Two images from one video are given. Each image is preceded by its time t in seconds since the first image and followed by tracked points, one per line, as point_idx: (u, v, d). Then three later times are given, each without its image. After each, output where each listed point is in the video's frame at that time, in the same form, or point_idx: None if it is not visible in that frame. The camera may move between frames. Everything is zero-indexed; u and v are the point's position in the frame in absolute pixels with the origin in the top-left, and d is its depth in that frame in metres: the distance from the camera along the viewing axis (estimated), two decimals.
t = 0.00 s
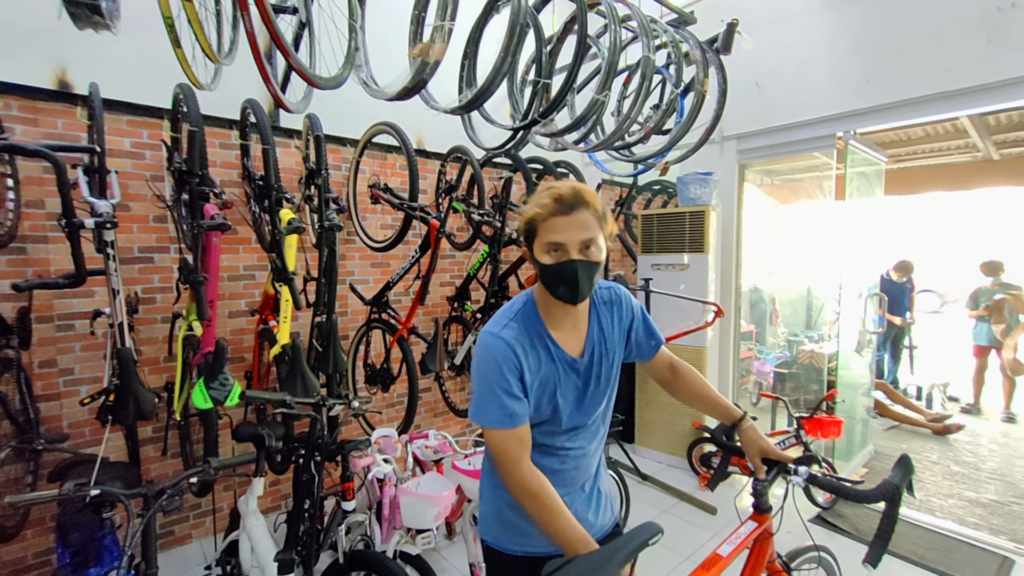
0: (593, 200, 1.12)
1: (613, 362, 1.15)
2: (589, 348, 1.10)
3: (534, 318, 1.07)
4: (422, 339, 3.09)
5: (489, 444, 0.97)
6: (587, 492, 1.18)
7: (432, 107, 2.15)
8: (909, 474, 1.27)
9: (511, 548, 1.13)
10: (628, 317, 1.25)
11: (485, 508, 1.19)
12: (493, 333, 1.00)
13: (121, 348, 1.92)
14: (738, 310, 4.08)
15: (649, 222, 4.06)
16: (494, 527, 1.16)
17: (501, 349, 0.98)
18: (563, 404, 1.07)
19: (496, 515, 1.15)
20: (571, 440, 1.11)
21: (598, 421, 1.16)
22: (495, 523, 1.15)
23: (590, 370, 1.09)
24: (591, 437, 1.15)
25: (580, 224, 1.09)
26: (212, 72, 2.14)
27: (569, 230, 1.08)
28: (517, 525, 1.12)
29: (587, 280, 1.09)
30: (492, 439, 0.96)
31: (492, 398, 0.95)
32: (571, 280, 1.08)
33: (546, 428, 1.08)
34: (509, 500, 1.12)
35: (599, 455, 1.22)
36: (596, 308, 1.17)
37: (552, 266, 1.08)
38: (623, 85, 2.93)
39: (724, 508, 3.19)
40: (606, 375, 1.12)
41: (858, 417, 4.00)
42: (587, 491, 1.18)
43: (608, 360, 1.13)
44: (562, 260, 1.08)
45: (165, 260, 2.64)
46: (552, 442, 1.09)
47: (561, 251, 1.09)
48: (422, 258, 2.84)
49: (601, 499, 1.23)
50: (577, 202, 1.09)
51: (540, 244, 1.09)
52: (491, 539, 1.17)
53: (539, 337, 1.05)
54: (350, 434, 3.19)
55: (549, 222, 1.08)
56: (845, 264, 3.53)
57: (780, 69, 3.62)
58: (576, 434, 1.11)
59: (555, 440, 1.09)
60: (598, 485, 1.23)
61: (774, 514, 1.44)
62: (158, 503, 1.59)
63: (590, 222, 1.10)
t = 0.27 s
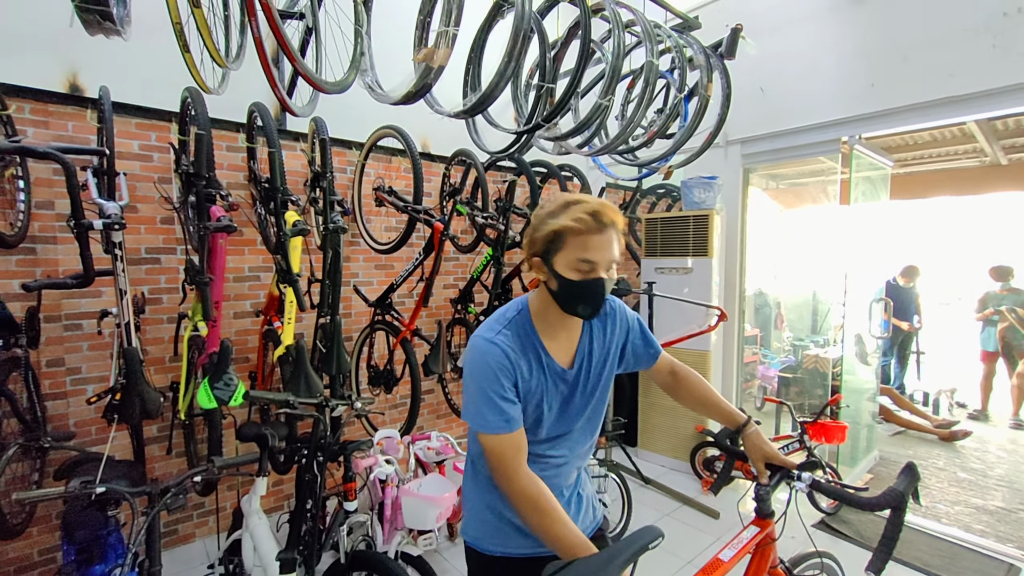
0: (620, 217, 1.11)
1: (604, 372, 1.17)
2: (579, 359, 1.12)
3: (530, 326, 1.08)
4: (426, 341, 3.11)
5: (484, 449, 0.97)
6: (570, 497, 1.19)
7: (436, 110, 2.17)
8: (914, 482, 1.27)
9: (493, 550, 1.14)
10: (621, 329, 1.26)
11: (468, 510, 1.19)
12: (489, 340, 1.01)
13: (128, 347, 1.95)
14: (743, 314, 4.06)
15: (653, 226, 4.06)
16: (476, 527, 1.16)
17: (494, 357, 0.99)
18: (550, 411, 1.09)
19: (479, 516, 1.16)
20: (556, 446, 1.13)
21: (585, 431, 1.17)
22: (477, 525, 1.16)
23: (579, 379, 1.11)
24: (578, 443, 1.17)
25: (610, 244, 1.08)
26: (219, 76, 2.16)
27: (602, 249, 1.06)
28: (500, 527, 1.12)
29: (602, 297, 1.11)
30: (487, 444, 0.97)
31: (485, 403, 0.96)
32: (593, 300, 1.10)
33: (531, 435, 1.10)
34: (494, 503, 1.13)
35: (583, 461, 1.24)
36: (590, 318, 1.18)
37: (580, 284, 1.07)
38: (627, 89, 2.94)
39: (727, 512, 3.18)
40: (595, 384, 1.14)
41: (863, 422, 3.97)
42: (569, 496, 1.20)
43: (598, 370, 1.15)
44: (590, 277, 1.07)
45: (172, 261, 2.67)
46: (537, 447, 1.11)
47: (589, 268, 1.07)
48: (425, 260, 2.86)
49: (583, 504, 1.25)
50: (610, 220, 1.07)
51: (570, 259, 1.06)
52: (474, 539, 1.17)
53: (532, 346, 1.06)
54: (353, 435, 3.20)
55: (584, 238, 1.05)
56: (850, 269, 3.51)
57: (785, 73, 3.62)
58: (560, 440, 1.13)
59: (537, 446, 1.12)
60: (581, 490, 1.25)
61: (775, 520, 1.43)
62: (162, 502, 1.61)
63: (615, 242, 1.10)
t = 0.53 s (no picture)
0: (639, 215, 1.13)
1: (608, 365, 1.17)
2: (583, 351, 1.13)
3: (535, 319, 1.08)
4: (440, 338, 3.13)
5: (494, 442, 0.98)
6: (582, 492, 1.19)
7: (446, 109, 2.18)
8: (938, 484, 1.24)
9: (505, 548, 1.14)
10: (623, 323, 1.26)
11: (479, 508, 1.19)
12: (494, 333, 1.01)
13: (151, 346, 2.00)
14: (761, 309, 4.00)
15: (667, 220, 4.02)
16: (486, 525, 1.17)
17: (499, 348, 1.00)
18: (556, 405, 1.09)
19: (489, 514, 1.16)
20: (565, 440, 1.13)
21: (591, 426, 1.17)
22: (488, 523, 1.17)
23: (583, 372, 1.12)
24: (586, 438, 1.17)
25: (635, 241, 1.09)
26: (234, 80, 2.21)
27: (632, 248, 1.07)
28: (511, 525, 1.13)
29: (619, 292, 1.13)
30: (497, 436, 0.97)
31: (493, 395, 0.96)
32: (622, 293, 1.13)
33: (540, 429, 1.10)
34: (505, 500, 1.13)
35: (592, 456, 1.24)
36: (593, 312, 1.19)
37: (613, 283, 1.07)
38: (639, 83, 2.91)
39: (745, 509, 3.15)
40: (600, 377, 1.15)
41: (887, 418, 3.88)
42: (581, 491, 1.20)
43: (602, 363, 1.15)
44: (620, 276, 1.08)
45: (192, 262, 2.74)
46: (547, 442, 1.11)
47: (620, 267, 1.07)
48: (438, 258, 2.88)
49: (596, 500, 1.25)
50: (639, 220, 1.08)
51: (608, 260, 1.04)
52: (485, 538, 1.18)
53: (537, 338, 1.07)
54: (369, 431, 3.24)
55: (621, 239, 1.04)
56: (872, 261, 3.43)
57: (802, 62, 3.55)
58: (569, 434, 1.13)
59: (546, 440, 1.12)
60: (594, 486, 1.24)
61: (791, 516, 1.41)
62: (186, 495, 1.65)
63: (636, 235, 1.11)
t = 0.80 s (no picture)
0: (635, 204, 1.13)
1: (610, 360, 1.17)
2: (586, 345, 1.11)
3: (537, 313, 1.07)
4: (448, 335, 3.14)
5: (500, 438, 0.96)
6: (588, 491, 1.18)
7: (453, 105, 2.18)
8: (949, 488, 1.21)
9: (512, 551, 1.13)
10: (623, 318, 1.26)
11: (486, 511, 1.19)
12: (498, 325, 1.00)
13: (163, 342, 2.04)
14: (773, 307, 3.94)
15: (678, 217, 3.97)
16: (493, 528, 1.16)
17: (504, 340, 0.98)
18: (561, 401, 1.08)
19: (496, 517, 1.16)
20: (570, 438, 1.11)
21: (598, 423, 1.16)
22: (495, 526, 1.16)
23: (585, 367, 1.11)
24: (590, 436, 1.15)
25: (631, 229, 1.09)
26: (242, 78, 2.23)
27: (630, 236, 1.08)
28: (518, 526, 1.12)
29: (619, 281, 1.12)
30: (503, 431, 0.95)
31: (497, 387, 0.94)
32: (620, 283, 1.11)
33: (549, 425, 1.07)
34: (511, 501, 1.12)
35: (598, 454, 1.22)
36: (593, 307, 1.18)
37: (611, 271, 1.07)
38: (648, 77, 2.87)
39: (755, 510, 3.11)
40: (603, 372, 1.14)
41: (903, 419, 3.80)
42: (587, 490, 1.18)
43: (605, 358, 1.14)
44: (618, 263, 1.08)
45: (204, 259, 2.78)
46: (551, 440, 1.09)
47: (618, 255, 1.07)
48: (446, 255, 2.88)
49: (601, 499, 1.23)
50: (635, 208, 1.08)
51: (606, 247, 1.05)
52: (492, 542, 1.17)
53: (541, 332, 1.06)
54: (378, 427, 3.27)
55: (618, 226, 1.04)
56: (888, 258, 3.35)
57: (818, 55, 3.47)
58: (573, 431, 1.11)
59: (552, 439, 1.10)
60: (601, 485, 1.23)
61: (797, 519, 1.39)
62: (194, 488, 1.68)
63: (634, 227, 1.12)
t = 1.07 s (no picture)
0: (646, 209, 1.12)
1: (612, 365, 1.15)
2: (590, 349, 1.09)
3: (544, 310, 1.05)
4: (448, 336, 3.14)
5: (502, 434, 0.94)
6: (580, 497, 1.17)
7: (452, 105, 2.17)
8: (952, 502, 1.17)
9: (500, 554, 1.11)
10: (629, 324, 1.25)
11: (476, 512, 1.16)
12: (505, 319, 0.98)
13: (161, 339, 2.05)
14: (778, 310, 3.90)
15: (682, 218, 3.94)
16: (483, 533, 1.14)
17: (512, 332, 0.96)
18: (563, 403, 1.05)
19: (485, 521, 1.13)
20: (568, 442, 1.09)
21: (594, 428, 1.14)
22: (484, 529, 1.14)
23: (589, 370, 1.08)
24: (587, 441, 1.13)
25: (638, 230, 1.08)
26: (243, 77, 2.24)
27: (633, 235, 1.07)
28: (507, 532, 1.10)
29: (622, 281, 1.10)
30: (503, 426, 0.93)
31: (501, 379, 0.93)
32: (621, 285, 1.08)
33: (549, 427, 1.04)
34: (502, 503, 1.10)
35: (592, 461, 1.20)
36: (599, 309, 1.16)
37: (609, 267, 1.06)
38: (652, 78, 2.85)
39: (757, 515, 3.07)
40: (604, 376, 1.12)
41: (911, 426, 3.74)
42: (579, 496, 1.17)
43: (607, 362, 1.12)
44: (619, 260, 1.07)
45: (207, 257, 2.79)
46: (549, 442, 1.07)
47: (619, 252, 1.06)
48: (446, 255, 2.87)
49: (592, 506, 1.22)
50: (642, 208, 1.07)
51: (604, 242, 1.05)
52: (480, 546, 1.15)
53: (547, 329, 1.03)
54: (378, 426, 3.26)
55: (618, 220, 1.04)
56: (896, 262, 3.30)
57: (826, 55, 3.43)
58: (572, 436, 1.09)
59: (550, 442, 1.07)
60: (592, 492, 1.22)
61: (794, 528, 1.36)
62: (188, 487, 1.69)
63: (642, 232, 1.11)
